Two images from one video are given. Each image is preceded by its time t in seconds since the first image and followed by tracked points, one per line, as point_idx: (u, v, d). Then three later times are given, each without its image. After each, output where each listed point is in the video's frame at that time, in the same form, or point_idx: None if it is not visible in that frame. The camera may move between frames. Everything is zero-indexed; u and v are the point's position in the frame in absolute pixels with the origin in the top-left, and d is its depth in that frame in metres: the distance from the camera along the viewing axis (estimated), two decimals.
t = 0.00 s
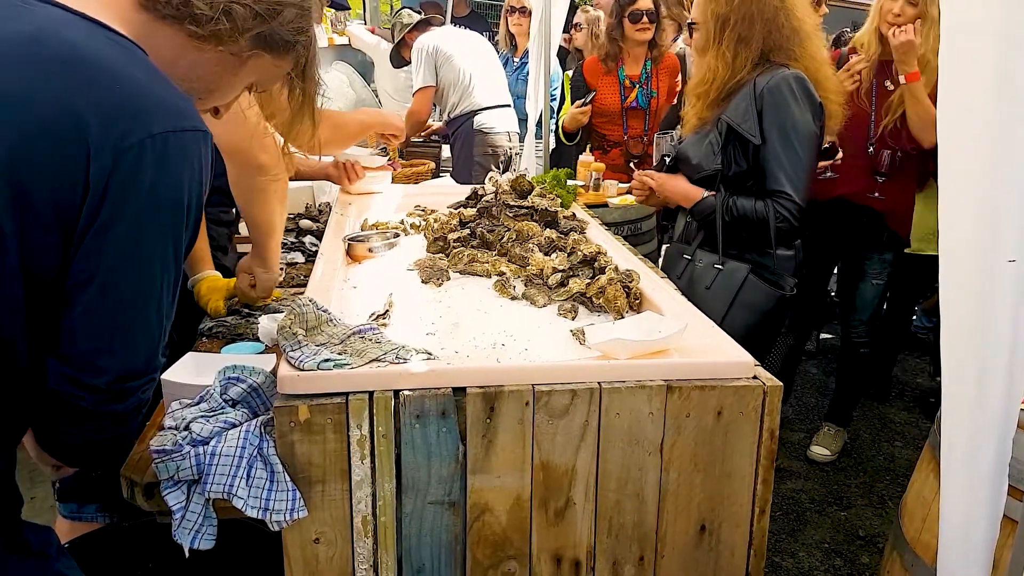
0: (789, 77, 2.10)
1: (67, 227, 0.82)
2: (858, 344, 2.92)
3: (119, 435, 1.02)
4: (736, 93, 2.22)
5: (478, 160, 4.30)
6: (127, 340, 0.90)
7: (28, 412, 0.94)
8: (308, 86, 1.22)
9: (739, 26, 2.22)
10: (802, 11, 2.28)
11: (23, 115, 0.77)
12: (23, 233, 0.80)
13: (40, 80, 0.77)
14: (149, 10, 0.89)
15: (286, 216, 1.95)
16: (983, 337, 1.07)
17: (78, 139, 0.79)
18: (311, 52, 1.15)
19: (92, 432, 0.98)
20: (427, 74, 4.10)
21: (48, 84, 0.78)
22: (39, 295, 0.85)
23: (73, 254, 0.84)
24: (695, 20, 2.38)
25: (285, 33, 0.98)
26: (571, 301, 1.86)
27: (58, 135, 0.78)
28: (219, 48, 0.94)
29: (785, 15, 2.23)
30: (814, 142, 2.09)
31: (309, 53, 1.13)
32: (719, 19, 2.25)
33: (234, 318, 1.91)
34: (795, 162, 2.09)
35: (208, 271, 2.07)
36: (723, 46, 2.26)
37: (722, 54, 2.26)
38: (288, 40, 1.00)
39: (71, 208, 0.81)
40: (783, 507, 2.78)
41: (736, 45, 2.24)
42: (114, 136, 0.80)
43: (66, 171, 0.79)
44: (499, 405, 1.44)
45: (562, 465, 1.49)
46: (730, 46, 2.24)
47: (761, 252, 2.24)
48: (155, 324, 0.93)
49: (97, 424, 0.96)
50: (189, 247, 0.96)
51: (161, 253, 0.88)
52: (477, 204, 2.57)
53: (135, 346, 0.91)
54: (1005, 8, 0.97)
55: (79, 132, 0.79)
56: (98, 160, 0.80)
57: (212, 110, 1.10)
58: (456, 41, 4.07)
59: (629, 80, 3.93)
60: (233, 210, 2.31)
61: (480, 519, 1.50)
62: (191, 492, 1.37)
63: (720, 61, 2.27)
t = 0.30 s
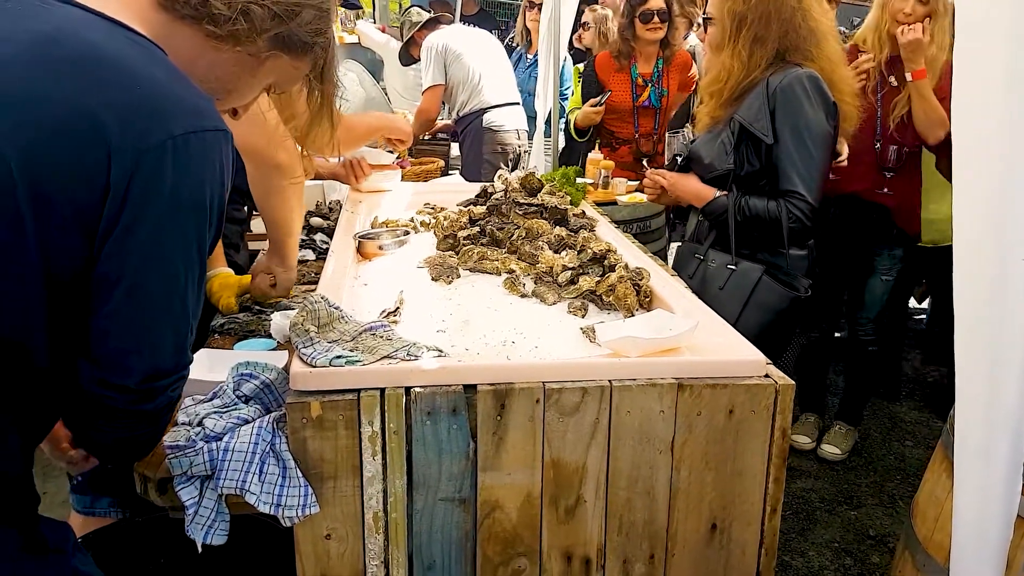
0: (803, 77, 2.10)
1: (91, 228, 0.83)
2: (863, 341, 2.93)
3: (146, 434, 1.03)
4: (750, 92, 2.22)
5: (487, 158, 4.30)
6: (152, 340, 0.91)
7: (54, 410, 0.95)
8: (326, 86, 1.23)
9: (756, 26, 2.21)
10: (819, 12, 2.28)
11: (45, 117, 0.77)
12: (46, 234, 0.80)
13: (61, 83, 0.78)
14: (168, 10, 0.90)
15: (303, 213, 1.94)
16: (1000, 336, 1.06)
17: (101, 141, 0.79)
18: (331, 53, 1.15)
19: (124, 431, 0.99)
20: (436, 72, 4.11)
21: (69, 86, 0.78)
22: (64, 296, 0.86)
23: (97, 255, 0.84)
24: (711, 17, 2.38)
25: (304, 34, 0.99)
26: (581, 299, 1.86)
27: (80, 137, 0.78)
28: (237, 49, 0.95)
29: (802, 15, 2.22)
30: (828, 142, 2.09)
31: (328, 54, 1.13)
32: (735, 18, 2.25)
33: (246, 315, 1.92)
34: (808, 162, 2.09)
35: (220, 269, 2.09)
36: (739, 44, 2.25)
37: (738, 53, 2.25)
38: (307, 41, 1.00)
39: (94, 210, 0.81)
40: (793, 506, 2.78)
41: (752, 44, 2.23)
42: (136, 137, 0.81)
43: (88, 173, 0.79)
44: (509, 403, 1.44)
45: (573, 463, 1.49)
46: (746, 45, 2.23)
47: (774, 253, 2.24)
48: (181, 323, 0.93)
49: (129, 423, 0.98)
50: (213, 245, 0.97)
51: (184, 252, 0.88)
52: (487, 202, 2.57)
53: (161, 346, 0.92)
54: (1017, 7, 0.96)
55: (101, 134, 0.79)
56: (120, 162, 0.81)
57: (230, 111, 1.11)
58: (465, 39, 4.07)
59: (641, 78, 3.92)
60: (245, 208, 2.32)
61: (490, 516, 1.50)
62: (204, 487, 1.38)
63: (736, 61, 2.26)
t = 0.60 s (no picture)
0: (820, 77, 2.09)
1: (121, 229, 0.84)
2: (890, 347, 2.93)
3: (169, 430, 1.04)
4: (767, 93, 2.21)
5: (502, 160, 4.31)
6: (177, 338, 0.92)
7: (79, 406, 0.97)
8: (346, 87, 1.24)
9: (771, 26, 2.21)
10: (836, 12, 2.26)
11: (77, 121, 0.79)
12: (78, 235, 0.82)
13: (93, 87, 0.79)
14: (192, 13, 0.91)
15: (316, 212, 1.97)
16: None
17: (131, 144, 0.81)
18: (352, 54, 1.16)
19: (148, 426, 1.01)
20: (451, 75, 4.13)
21: (100, 90, 0.80)
22: (94, 296, 0.87)
23: (126, 255, 0.86)
24: (727, 19, 2.38)
25: (325, 35, 1.00)
26: (596, 300, 1.86)
27: (111, 140, 0.80)
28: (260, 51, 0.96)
29: (815, 13, 2.20)
30: (846, 143, 2.08)
31: (349, 56, 1.15)
32: (751, 18, 2.24)
33: (263, 316, 1.94)
34: (826, 163, 2.08)
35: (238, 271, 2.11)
36: (755, 45, 2.24)
37: (754, 54, 2.24)
38: (328, 42, 1.01)
39: (125, 210, 0.83)
40: (809, 509, 2.76)
41: (769, 45, 2.22)
42: (165, 139, 0.82)
43: (118, 176, 0.81)
44: (525, 404, 1.44)
45: (588, 464, 1.49)
46: (762, 46, 2.23)
47: (791, 254, 2.22)
48: (205, 321, 0.95)
49: (154, 418, 1.00)
50: (238, 244, 0.98)
51: (209, 252, 0.90)
52: (502, 203, 2.58)
53: (184, 344, 0.93)
54: None
55: (130, 137, 0.81)
56: (150, 164, 0.82)
57: (254, 113, 1.13)
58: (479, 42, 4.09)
59: (657, 78, 3.92)
60: (263, 210, 2.35)
61: (505, 516, 1.50)
62: (223, 486, 1.39)
63: (752, 62, 2.25)
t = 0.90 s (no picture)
0: (835, 79, 2.08)
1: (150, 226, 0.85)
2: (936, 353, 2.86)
3: (201, 424, 1.05)
4: (782, 95, 2.19)
5: (515, 163, 4.31)
6: (204, 335, 0.93)
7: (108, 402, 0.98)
8: (363, 84, 1.25)
9: (783, 28, 2.20)
10: (848, 9, 2.26)
11: (104, 120, 0.80)
12: (108, 233, 0.83)
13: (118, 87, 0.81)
14: (212, 12, 0.93)
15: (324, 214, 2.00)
16: None
17: (158, 142, 0.82)
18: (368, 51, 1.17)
19: (181, 420, 1.02)
20: (465, 77, 4.15)
21: (125, 89, 0.81)
22: (124, 293, 0.88)
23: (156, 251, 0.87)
24: (739, 23, 2.37)
25: (342, 33, 1.01)
26: (612, 303, 1.86)
27: (136, 139, 0.81)
28: (279, 48, 0.97)
29: (827, 15, 2.20)
30: (862, 146, 2.07)
31: (365, 54, 1.15)
32: (762, 21, 2.23)
33: (280, 317, 1.96)
34: (842, 166, 2.08)
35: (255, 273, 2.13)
36: (768, 48, 2.23)
37: (767, 57, 2.24)
38: (345, 39, 1.02)
39: (153, 208, 0.84)
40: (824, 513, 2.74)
41: (782, 47, 2.22)
42: (190, 136, 0.83)
43: (145, 173, 0.82)
44: (541, 406, 1.45)
45: (605, 466, 1.49)
46: (775, 49, 2.22)
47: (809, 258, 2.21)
48: (235, 315, 0.96)
49: (188, 412, 1.01)
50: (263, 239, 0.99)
51: (234, 249, 0.91)
52: (517, 205, 2.58)
53: (211, 341, 0.94)
54: None
55: (156, 135, 0.82)
56: (177, 160, 0.83)
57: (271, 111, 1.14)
58: (493, 44, 4.11)
59: (674, 80, 3.92)
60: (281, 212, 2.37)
61: (521, 518, 1.50)
62: (241, 486, 1.40)
63: (765, 65, 2.24)
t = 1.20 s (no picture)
0: (843, 80, 2.07)
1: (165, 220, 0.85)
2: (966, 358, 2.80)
3: (198, 417, 1.06)
4: (789, 97, 2.19)
5: (525, 164, 4.31)
6: (213, 328, 0.94)
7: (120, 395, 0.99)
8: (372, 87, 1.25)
9: (788, 31, 2.19)
10: (856, 10, 2.22)
11: (123, 114, 0.80)
12: (125, 227, 0.83)
13: (136, 84, 0.81)
14: (223, 12, 0.93)
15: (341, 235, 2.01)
16: None
17: (176, 137, 0.82)
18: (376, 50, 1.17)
19: (181, 411, 1.03)
20: (474, 79, 4.17)
21: (146, 83, 0.81)
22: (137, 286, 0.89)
23: (169, 245, 0.87)
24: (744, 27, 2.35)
25: (349, 32, 1.02)
26: (621, 304, 1.85)
27: (155, 134, 0.82)
28: (289, 47, 0.98)
29: (833, 17, 2.18)
30: (870, 148, 2.06)
31: (373, 55, 1.16)
32: (768, 24, 2.22)
33: (290, 318, 1.96)
34: (850, 168, 2.06)
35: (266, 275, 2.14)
36: (773, 51, 2.22)
37: (773, 60, 2.23)
38: (352, 38, 1.03)
39: (168, 203, 0.85)
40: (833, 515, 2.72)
41: (788, 50, 2.21)
42: (208, 132, 0.84)
43: (163, 167, 0.83)
44: (550, 407, 1.45)
45: (614, 467, 1.49)
46: (781, 52, 2.21)
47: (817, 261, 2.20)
48: (242, 309, 0.97)
49: (191, 404, 1.01)
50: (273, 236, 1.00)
51: (246, 244, 0.92)
52: (526, 207, 2.59)
53: (221, 333, 0.95)
54: None
55: (174, 130, 0.82)
56: (194, 156, 0.84)
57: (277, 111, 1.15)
58: (502, 46, 4.12)
59: (685, 80, 3.98)
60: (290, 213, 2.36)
61: (530, 520, 1.50)
62: (251, 486, 1.41)
63: (772, 67, 2.23)
